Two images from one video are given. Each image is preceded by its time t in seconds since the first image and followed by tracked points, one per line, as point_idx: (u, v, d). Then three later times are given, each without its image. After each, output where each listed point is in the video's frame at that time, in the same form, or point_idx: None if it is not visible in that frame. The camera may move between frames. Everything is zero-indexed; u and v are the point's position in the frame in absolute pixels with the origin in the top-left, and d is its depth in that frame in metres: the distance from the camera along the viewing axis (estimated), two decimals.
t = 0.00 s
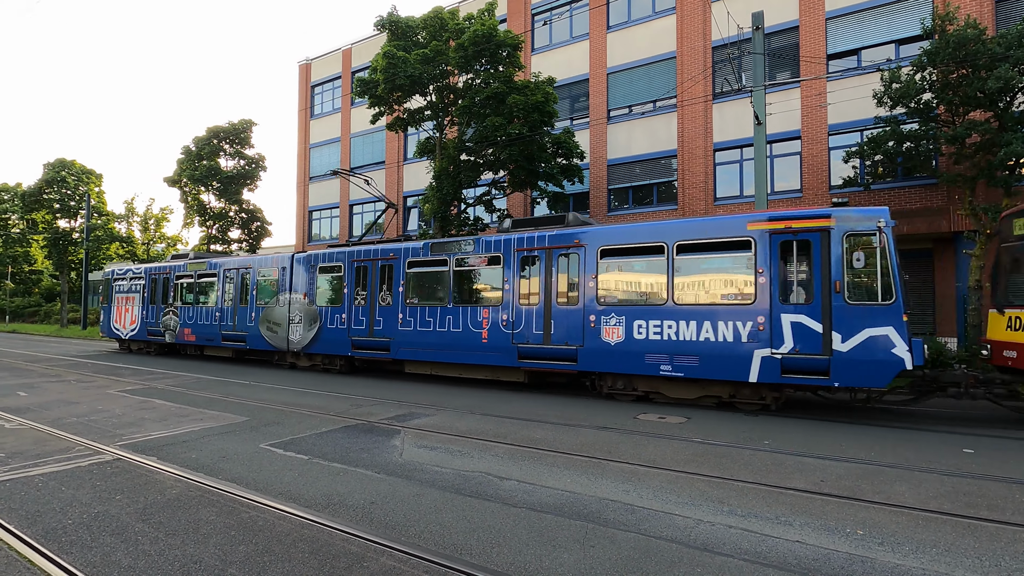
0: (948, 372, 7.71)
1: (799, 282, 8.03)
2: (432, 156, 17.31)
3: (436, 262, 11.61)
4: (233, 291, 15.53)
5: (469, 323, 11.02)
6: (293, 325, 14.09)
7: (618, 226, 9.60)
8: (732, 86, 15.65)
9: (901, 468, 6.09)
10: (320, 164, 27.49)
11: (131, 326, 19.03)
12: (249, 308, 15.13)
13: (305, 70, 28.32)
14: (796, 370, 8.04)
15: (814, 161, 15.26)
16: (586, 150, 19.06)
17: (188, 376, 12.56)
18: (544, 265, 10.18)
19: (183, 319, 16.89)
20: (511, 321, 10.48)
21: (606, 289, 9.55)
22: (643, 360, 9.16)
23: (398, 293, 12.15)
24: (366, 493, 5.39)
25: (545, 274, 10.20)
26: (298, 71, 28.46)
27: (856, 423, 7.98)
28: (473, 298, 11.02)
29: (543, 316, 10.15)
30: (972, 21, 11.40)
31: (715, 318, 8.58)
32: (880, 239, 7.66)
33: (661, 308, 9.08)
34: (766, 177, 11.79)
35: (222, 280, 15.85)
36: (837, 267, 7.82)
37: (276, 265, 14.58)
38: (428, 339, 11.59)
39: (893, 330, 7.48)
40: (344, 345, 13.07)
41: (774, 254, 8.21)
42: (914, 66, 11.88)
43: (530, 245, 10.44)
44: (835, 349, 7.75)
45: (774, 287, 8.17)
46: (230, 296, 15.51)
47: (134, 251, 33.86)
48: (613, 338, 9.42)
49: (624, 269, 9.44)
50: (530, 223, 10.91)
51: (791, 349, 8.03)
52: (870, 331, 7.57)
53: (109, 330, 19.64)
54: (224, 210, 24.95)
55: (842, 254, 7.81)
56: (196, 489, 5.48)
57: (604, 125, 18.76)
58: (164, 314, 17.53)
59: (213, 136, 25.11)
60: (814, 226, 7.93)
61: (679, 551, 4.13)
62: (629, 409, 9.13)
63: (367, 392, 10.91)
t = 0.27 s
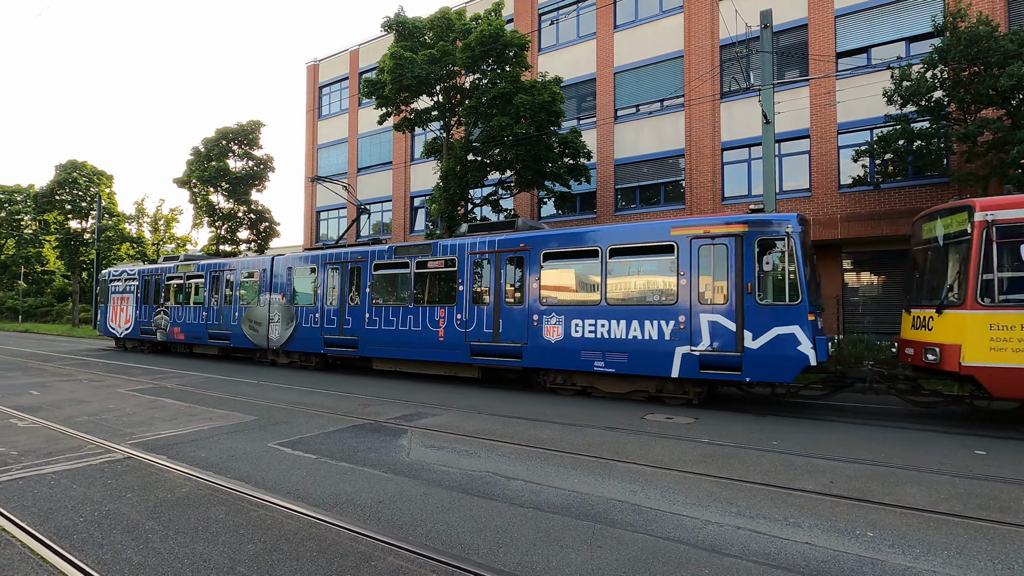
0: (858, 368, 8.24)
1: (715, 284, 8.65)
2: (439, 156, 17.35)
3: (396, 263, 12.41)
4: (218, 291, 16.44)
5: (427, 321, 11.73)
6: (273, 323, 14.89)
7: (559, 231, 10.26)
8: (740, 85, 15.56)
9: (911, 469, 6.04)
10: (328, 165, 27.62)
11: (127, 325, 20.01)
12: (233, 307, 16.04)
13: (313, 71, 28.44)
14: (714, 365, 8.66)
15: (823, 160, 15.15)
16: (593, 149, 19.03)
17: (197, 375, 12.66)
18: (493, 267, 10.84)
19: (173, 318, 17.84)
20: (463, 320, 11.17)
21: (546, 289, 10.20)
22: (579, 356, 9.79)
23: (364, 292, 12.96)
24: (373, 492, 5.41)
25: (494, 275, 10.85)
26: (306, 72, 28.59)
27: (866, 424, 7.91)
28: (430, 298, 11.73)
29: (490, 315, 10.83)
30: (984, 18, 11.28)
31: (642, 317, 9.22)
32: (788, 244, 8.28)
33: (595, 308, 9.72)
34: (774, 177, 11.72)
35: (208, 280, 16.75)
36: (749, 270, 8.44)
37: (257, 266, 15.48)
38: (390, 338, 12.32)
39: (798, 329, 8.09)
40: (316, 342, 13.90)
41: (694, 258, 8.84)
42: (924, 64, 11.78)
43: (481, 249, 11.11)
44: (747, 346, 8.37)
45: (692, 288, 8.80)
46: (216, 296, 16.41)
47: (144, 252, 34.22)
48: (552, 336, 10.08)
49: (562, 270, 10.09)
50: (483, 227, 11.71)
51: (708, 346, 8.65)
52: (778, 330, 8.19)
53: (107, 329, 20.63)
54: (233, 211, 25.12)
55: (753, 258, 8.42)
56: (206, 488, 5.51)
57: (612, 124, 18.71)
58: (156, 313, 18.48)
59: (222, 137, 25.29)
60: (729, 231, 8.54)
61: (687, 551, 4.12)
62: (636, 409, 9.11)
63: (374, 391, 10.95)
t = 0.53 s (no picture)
0: (775, 366, 9.14)
1: (644, 285, 9.40)
2: (445, 156, 17.39)
3: (363, 267, 13.28)
4: (205, 291, 17.48)
5: (392, 321, 12.56)
6: (253, 323, 15.87)
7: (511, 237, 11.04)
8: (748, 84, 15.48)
9: (922, 471, 5.98)
10: (335, 165, 27.73)
11: (123, 324, 21.11)
12: (219, 307, 17.03)
13: (320, 72, 28.57)
14: (643, 361, 9.41)
15: (831, 159, 15.05)
16: (600, 149, 19.00)
17: (206, 375, 12.76)
18: (451, 270, 11.68)
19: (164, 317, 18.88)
20: (425, 319, 12.00)
21: (498, 290, 10.99)
22: (525, 353, 10.61)
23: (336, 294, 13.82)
24: (380, 492, 5.43)
25: (452, 277, 11.70)
26: (313, 73, 28.72)
27: (875, 425, 7.85)
28: (395, 299, 12.57)
29: (449, 315, 11.66)
30: (996, 15, 11.17)
31: (581, 317, 9.98)
32: (709, 250, 9.03)
33: (541, 308, 10.49)
34: (782, 176, 11.66)
35: (197, 282, 17.79)
36: (673, 274, 9.22)
37: (241, 269, 16.47)
38: (359, 336, 13.17)
39: (715, 328, 8.83)
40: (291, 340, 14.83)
41: (625, 261, 9.61)
42: (935, 62, 11.68)
43: (443, 253, 11.92)
44: (671, 344, 9.12)
45: (624, 290, 9.57)
46: (203, 296, 17.45)
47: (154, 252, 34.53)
48: (502, 334, 10.86)
49: (512, 272, 10.88)
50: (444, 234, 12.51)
51: (637, 343, 9.42)
52: (698, 329, 8.92)
53: (104, 329, 21.73)
54: (242, 212, 25.30)
55: (676, 262, 9.20)
56: (215, 487, 5.55)
57: (618, 124, 18.67)
58: (148, 313, 19.52)
59: (231, 139, 25.45)
60: (656, 237, 9.31)
61: (694, 553, 4.10)
62: (643, 410, 9.08)
63: (381, 391, 10.99)
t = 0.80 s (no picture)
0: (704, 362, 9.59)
1: (584, 287, 10.14)
2: (452, 157, 17.41)
3: (336, 269, 14.15)
4: (196, 292, 18.53)
5: (362, 320, 13.40)
6: (239, 321, 16.90)
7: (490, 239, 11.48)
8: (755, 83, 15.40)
9: (931, 472, 5.93)
10: (342, 166, 27.83)
11: (118, 323, 22.28)
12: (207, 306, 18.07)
13: (327, 73, 28.68)
14: (584, 357, 10.13)
15: (840, 158, 14.95)
16: (606, 149, 18.96)
17: (215, 374, 12.84)
18: (414, 271, 12.53)
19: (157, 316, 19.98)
20: (392, 318, 12.82)
21: (457, 291, 11.76)
22: (479, 350, 11.36)
23: (314, 295, 14.73)
24: (387, 491, 5.45)
25: (417, 279, 12.49)
26: (320, 74, 28.84)
27: (884, 426, 7.79)
28: (366, 299, 13.41)
29: (413, 314, 12.46)
30: (1007, 12, 11.05)
31: (528, 316, 10.72)
32: (640, 254, 9.68)
33: (492, 308, 11.26)
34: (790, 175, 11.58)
35: (189, 283, 18.85)
36: (608, 276, 9.92)
37: (229, 271, 17.50)
38: (333, 334, 14.03)
39: (645, 326, 9.49)
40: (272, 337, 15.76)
41: (567, 265, 10.33)
42: (945, 59, 11.58)
43: (407, 256, 12.77)
44: (607, 342, 9.82)
45: (566, 291, 10.29)
46: (194, 296, 18.56)
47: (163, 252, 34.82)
48: (458, 332, 11.64)
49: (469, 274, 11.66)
50: (411, 237, 13.35)
51: (577, 341, 10.14)
52: (631, 328, 9.60)
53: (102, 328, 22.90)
54: (249, 212, 25.45)
55: (612, 265, 9.89)
56: (223, 486, 5.59)
57: (625, 124, 18.63)
58: (143, 313, 20.66)
59: (238, 139, 25.60)
60: (594, 241, 10.04)
61: (701, 554, 4.09)
62: (650, 410, 9.06)
63: (388, 391, 11.02)
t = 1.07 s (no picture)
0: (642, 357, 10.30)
1: (534, 288, 10.85)
2: (459, 157, 17.42)
3: (314, 271, 14.95)
4: (187, 292, 19.31)
5: (338, 319, 14.17)
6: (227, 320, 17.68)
7: (487, 239, 11.71)
8: (763, 82, 15.31)
9: (943, 474, 5.87)
10: (349, 166, 27.94)
11: (116, 322, 23.19)
12: (197, 306, 18.84)
13: (334, 74, 28.79)
14: (533, 353, 10.86)
15: (849, 157, 14.84)
16: (613, 148, 18.91)
17: (224, 374, 12.93)
18: (383, 272, 13.33)
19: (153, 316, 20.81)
20: (364, 317, 13.59)
21: (422, 292, 12.55)
22: (440, 347, 12.14)
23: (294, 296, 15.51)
24: (395, 491, 5.46)
25: (385, 280, 13.30)
26: (327, 75, 28.97)
27: (895, 427, 7.72)
28: (341, 300, 14.19)
29: (383, 314, 13.24)
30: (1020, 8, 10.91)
31: (484, 315, 11.48)
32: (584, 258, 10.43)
33: (452, 307, 12.05)
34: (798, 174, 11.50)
35: (180, 284, 19.63)
36: (555, 278, 10.68)
37: (217, 272, 18.30)
38: (311, 333, 14.77)
39: (587, 325, 10.24)
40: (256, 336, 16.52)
41: (518, 268, 11.11)
42: (956, 56, 11.46)
43: (378, 258, 13.56)
44: (553, 339, 10.56)
45: (517, 292, 11.05)
46: (184, 297, 19.37)
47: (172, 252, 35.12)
48: (422, 330, 12.43)
49: (432, 276, 12.47)
50: (383, 241, 14.18)
51: (527, 338, 10.89)
52: (575, 326, 10.34)
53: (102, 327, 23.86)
54: (257, 213, 25.62)
55: (558, 267, 10.65)
56: (232, 484, 5.63)
57: (632, 123, 18.57)
58: (138, 312, 21.52)
59: (247, 140, 25.75)
60: (542, 246, 10.83)
61: (710, 555, 4.07)
62: (657, 410, 9.03)
63: (395, 391, 11.05)
